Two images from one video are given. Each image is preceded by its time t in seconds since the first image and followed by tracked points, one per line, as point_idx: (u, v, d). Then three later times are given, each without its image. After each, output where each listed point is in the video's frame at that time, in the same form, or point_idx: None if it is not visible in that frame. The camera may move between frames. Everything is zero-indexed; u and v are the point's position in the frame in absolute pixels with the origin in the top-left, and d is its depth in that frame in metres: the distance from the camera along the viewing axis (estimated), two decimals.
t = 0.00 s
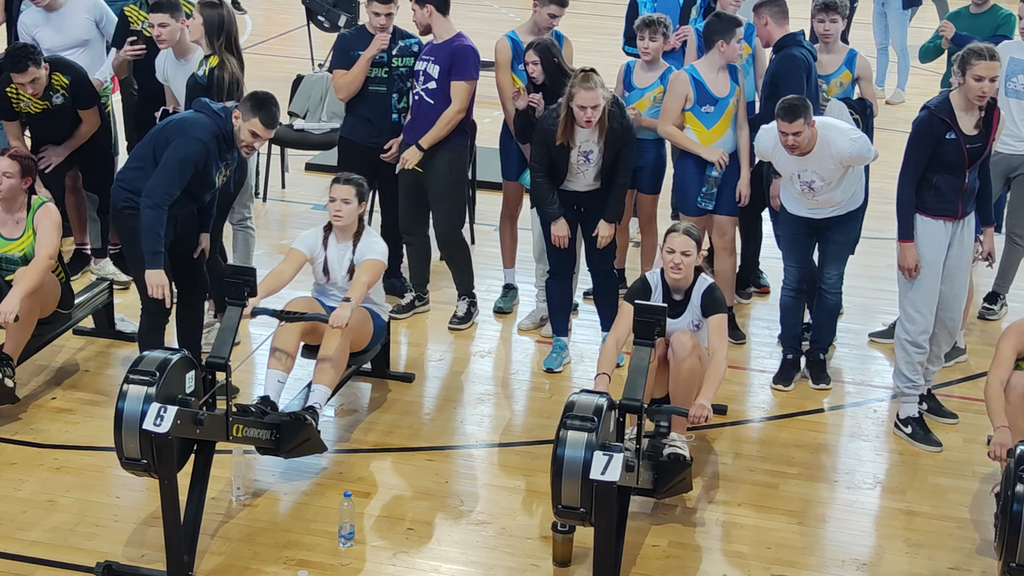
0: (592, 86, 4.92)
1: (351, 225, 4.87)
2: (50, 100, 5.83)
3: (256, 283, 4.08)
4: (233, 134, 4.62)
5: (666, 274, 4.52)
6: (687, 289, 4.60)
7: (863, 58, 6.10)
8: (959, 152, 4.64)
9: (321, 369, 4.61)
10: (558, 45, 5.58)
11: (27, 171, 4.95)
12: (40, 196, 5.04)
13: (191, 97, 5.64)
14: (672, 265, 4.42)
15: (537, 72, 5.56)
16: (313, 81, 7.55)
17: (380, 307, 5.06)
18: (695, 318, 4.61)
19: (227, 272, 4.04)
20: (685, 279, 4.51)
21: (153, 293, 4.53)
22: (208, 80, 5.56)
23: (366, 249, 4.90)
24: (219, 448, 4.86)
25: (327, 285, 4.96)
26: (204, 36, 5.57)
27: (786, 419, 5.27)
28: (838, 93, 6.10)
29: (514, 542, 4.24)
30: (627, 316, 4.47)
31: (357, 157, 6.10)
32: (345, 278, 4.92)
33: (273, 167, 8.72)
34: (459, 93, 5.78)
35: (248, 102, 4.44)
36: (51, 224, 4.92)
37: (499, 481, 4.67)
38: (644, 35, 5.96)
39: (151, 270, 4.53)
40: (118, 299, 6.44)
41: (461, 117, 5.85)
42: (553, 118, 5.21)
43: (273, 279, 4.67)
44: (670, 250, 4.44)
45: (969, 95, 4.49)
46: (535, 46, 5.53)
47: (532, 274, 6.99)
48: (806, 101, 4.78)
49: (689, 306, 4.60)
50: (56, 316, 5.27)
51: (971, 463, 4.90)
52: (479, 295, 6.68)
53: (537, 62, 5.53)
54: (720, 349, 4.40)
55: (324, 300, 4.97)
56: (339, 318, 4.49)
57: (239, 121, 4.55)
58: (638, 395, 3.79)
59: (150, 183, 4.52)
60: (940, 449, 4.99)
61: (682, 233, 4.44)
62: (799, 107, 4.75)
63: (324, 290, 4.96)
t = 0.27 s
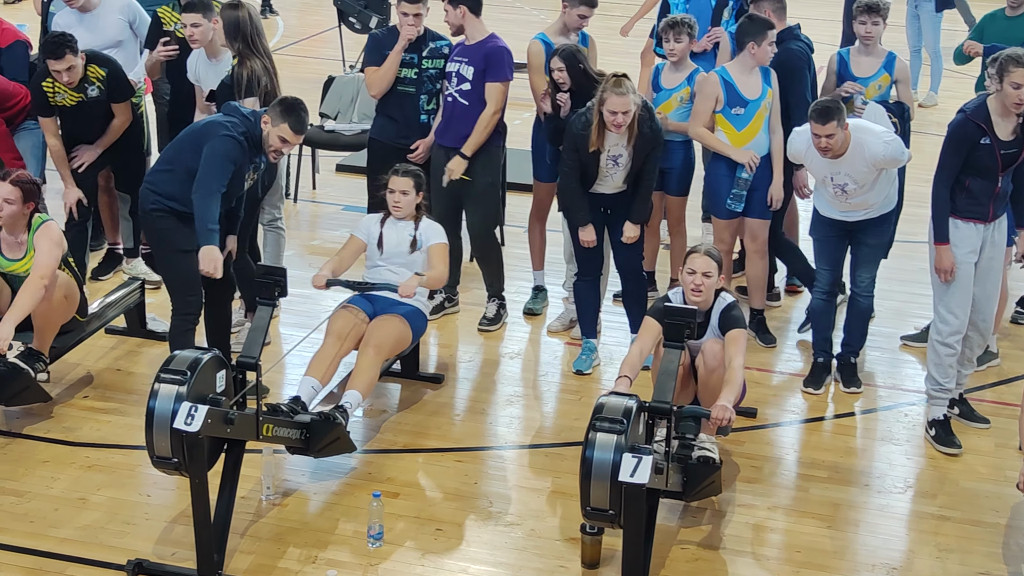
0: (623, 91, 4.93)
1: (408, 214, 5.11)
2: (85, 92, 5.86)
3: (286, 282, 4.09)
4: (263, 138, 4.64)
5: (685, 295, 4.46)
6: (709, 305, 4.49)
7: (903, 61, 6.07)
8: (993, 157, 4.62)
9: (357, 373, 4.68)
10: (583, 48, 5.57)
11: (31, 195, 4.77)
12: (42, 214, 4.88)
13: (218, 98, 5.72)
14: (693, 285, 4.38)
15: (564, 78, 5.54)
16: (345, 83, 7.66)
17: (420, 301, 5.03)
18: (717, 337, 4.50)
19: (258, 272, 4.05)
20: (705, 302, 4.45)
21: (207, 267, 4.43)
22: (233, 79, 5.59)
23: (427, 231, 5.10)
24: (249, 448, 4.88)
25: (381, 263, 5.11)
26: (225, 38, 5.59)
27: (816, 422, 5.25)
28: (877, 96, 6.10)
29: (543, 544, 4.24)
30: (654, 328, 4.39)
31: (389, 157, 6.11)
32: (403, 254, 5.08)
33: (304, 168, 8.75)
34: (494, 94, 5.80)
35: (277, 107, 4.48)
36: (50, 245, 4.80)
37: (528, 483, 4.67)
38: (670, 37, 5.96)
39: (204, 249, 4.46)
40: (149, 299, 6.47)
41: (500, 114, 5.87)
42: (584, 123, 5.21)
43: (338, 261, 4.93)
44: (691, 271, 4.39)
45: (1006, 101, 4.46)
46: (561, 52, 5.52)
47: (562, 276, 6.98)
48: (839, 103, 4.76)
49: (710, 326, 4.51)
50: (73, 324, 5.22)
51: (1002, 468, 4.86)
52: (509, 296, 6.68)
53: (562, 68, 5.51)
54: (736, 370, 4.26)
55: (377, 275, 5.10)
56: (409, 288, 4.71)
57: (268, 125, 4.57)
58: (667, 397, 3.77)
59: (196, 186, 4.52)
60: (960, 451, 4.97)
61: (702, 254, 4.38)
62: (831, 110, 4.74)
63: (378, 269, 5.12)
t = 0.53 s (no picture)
0: (658, 95, 4.90)
1: (443, 219, 5.15)
2: (129, 74, 5.94)
3: (320, 280, 4.10)
4: (295, 142, 4.61)
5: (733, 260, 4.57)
6: (756, 277, 4.60)
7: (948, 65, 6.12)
8: None
9: (390, 372, 4.68)
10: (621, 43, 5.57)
11: (71, 197, 4.83)
12: (82, 212, 4.95)
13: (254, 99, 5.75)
14: (740, 248, 4.48)
15: (602, 70, 5.53)
16: (380, 84, 7.66)
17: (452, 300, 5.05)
18: (762, 309, 4.60)
19: (292, 270, 4.06)
20: (752, 266, 4.55)
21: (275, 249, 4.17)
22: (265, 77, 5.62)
23: (466, 236, 5.12)
24: (283, 445, 4.90)
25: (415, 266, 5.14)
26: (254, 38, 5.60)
27: (850, 424, 5.23)
28: (922, 97, 6.14)
29: (576, 543, 4.24)
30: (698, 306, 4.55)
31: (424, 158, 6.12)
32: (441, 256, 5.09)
33: (340, 167, 8.78)
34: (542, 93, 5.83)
35: (310, 110, 4.43)
36: (87, 240, 4.89)
37: (561, 482, 4.67)
38: (697, 37, 5.95)
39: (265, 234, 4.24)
40: (185, 297, 6.51)
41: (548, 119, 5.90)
42: (619, 125, 5.19)
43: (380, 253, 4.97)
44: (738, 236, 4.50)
45: None
46: (600, 45, 5.51)
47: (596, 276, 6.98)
48: (876, 108, 4.74)
49: (756, 296, 4.60)
50: (112, 317, 5.24)
51: None
52: (542, 296, 6.68)
53: (601, 61, 5.52)
54: (780, 337, 4.43)
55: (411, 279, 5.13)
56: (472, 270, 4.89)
57: (301, 130, 4.56)
58: (701, 398, 3.75)
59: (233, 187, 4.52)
60: (991, 455, 4.94)
61: (749, 217, 4.50)
62: (869, 114, 4.72)
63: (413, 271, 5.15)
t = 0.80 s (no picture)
0: (696, 104, 4.92)
1: (466, 213, 5.07)
2: (177, 51, 6.01)
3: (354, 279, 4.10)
4: (329, 140, 4.63)
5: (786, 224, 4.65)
6: (809, 238, 4.69)
7: (994, 68, 6.24)
8: None
9: (422, 369, 4.70)
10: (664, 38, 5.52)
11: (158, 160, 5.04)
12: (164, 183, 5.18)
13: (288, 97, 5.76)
14: (792, 215, 4.55)
15: (642, 62, 5.48)
16: (414, 83, 7.67)
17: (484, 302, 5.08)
18: (814, 270, 4.67)
19: (326, 268, 4.07)
20: (805, 230, 4.64)
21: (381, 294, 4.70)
22: (301, 75, 5.64)
23: (485, 234, 5.07)
24: (316, 443, 4.91)
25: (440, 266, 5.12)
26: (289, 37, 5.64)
27: (885, 426, 5.20)
28: (967, 102, 6.26)
29: (608, 543, 4.23)
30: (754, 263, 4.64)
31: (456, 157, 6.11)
32: (461, 258, 5.07)
33: (373, 166, 8.80)
34: (587, 97, 5.83)
35: (344, 107, 4.47)
36: (170, 208, 5.10)
37: (593, 482, 4.67)
38: (731, 37, 5.95)
39: (266, 268, 4.66)
40: (220, 294, 6.54)
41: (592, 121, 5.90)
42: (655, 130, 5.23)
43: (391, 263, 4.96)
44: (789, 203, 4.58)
45: None
46: (642, 36, 5.46)
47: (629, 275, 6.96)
48: (911, 109, 4.72)
49: (810, 256, 4.67)
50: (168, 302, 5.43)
51: None
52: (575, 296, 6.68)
53: (643, 53, 5.46)
54: (832, 297, 4.57)
55: (433, 284, 5.11)
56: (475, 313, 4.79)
57: (335, 126, 4.56)
58: (735, 398, 3.74)
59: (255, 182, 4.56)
60: None
61: (800, 186, 4.57)
62: (904, 116, 4.69)
63: (437, 272, 5.12)
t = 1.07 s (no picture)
0: (738, 110, 4.90)
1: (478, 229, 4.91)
2: (222, 42, 6.03)
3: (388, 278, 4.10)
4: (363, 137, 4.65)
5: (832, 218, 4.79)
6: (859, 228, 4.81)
7: None
8: None
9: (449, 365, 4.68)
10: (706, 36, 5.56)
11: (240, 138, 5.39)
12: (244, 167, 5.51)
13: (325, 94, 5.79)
14: (838, 219, 4.68)
15: (683, 57, 5.54)
16: (449, 81, 7.68)
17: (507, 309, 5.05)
18: (862, 257, 4.77)
19: (360, 267, 4.07)
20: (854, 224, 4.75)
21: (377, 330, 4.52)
22: (336, 74, 5.65)
23: (496, 253, 4.93)
24: (349, 441, 4.93)
25: (454, 284, 5.01)
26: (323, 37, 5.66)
27: (920, 428, 5.17)
28: (1008, 106, 6.25)
29: (641, 544, 4.22)
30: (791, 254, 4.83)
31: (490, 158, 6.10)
32: (474, 280, 4.97)
33: (407, 164, 8.82)
34: (629, 98, 5.84)
35: (377, 104, 4.48)
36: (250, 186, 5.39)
37: (626, 482, 4.66)
38: (770, 36, 5.93)
39: (288, 260, 4.82)
40: (254, 292, 6.56)
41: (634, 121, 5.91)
42: (699, 131, 5.21)
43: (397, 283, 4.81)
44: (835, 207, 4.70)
45: None
46: (685, 32, 5.50)
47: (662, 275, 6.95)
48: (948, 109, 4.69)
49: (861, 240, 4.78)
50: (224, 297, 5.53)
51: None
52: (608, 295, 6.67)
53: (684, 47, 5.52)
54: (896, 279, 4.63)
55: (450, 300, 5.00)
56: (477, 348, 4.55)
57: (369, 122, 4.56)
58: (769, 400, 3.72)
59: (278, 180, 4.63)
60: None
61: (843, 189, 4.66)
62: (942, 116, 4.66)
63: (450, 289, 5.02)
